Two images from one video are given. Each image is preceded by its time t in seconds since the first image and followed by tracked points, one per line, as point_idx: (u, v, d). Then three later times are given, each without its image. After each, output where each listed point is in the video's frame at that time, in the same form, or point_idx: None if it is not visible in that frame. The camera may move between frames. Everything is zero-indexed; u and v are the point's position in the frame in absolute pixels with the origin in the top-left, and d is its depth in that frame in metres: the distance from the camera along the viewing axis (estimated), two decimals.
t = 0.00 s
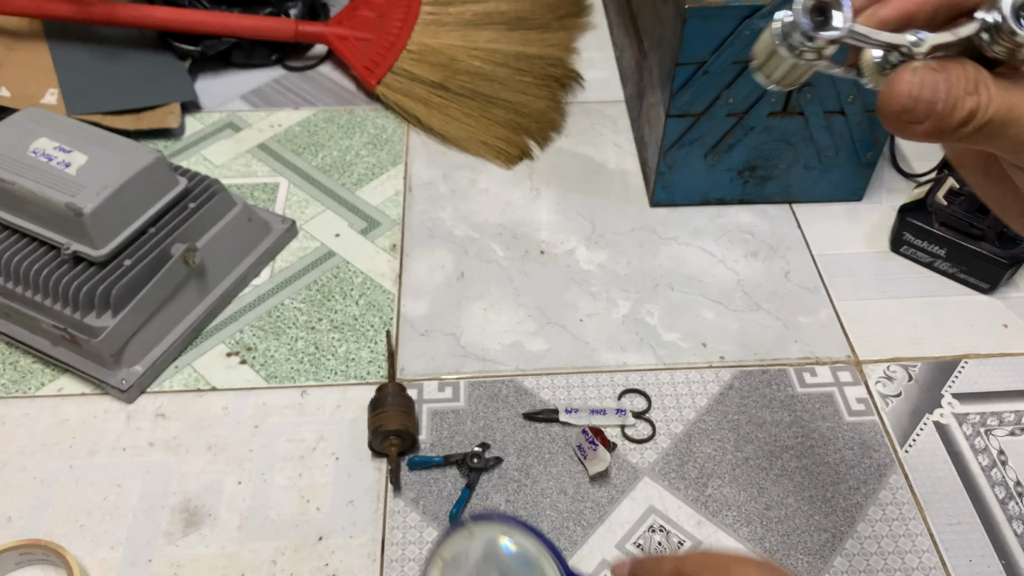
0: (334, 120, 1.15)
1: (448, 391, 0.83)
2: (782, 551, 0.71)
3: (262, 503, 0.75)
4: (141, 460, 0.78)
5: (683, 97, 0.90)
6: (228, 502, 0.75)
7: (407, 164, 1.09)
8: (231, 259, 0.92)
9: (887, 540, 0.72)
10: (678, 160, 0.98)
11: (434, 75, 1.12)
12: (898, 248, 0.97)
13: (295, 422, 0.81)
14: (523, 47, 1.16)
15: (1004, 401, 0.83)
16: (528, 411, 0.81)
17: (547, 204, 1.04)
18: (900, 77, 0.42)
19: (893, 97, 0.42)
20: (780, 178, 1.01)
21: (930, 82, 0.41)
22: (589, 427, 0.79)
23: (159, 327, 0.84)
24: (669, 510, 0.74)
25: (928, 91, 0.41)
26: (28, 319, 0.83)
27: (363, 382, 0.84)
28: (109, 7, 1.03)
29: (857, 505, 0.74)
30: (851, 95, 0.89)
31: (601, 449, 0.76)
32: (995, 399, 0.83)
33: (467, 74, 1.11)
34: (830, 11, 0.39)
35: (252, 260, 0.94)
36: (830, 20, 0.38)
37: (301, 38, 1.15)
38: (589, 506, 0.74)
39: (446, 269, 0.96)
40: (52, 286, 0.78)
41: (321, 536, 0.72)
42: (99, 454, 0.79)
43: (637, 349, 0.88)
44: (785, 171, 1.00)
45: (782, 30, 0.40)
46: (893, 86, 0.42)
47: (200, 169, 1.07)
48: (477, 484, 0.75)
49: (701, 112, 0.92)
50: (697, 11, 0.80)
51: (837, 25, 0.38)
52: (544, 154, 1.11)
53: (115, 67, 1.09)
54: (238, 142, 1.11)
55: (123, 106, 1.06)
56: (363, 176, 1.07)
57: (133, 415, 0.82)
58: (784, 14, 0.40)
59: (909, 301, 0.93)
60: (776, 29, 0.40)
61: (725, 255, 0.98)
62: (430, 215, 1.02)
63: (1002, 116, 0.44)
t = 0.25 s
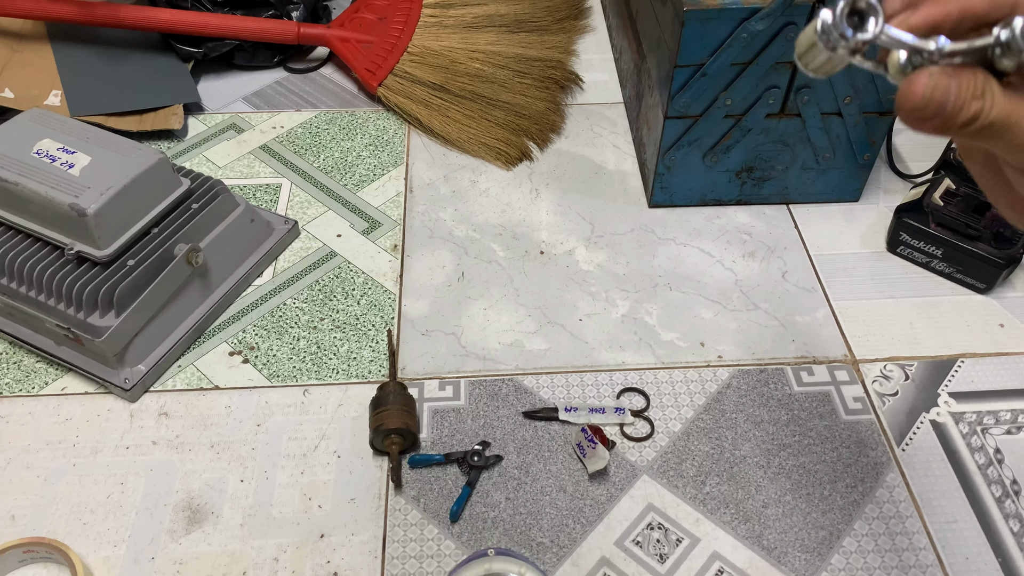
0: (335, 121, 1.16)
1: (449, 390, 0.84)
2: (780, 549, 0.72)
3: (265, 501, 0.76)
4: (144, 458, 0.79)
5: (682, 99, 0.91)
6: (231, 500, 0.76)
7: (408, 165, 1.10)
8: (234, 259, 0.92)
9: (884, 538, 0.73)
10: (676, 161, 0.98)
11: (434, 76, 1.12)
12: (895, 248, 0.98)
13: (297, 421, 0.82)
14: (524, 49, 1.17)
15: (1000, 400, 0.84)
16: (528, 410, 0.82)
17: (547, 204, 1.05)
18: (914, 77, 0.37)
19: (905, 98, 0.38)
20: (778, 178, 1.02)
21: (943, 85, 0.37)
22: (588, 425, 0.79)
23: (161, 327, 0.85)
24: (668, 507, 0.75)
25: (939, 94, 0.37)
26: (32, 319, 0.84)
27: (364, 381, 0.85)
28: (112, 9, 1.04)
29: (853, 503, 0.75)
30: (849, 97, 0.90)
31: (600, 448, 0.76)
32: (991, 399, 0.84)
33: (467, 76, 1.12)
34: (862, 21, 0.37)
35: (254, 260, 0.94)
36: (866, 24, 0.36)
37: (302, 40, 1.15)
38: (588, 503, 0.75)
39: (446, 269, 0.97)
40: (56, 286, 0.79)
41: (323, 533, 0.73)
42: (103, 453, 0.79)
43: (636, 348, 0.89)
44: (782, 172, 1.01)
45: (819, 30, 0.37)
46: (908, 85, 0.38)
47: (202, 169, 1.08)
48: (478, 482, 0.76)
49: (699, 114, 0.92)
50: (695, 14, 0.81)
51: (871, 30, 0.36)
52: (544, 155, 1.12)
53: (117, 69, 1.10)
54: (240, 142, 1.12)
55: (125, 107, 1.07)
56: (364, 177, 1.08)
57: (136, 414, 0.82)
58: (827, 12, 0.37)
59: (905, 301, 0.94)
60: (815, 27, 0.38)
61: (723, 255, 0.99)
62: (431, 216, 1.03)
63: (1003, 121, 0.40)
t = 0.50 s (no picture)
0: (335, 121, 1.16)
1: (448, 390, 0.84)
2: (780, 549, 0.72)
3: (264, 501, 0.76)
4: (144, 458, 0.79)
5: (682, 99, 0.90)
6: (231, 500, 0.76)
7: (408, 164, 1.10)
8: (234, 259, 0.92)
9: (885, 539, 0.73)
10: (676, 161, 0.98)
11: (434, 76, 1.12)
12: (895, 248, 0.98)
13: (296, 421, 0.82)
14: (524, 49, 1.17)
15: (1000, 400, 0.84)
16: (528, 410, 0.82)
17: (547, 204, 1.05)
18: (915, 114, 0.39)
19: (907, 133, 0.40)
20: (778, 178, 1.01)
21: (943, 122, 0.39)
22: (588, 426, 0.79)
23: (161, 327, 0.85)
24: (669, 508, 0.75)
25: (940, 130, 0.39)
26: (31, 319, 0.84)
27: (364, 381, 0.85)
28: (112, 9, 1.03)
29: (854, 504, 0.75)
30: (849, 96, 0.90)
31: (600, 448, 0.76)
32: (992, 399, 0.84)
33: (467, 75, 1.12)
34: (865, 59, 0.38)
35: (254, 260, 0.94)
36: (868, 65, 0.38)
37: (302, 40, 1.15)
38: (588, 503, 0.75)
39: (446, 268, 0.97)
40: (56, 286, 0.78)
41: (323, 534, 0.73)
42: (103, 453, 0.79)
43: (636, 348, 0.89)
44: (783, 172, 1.01)
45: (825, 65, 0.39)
46: (910, 122, 0.40)
47: (203, 169, 1.08)
48: (478, 482, 0.76)
49: (699, 114, 0.92)
50: (695, 14, 0.81)
51: (874, 69, 0.38)
52: (544, 155, 1.12)
53: (117, 68, 1.10)
54: (240, 142, 1.12)
55: (125, 107, 1.07)
56: (364, 177, 1.07)
57: (136, 414, 0.82)
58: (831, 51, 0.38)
59: (905, 301, 0.94)
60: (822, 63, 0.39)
61: (723, 255, 0.99)
62: (431, 216, 1.03)
63: (1000, 155, 0.42)
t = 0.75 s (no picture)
0: (335, 121, 1.16)
1: (448, 390, 0.84)
2: (780, 549, 0.72)
3: (264, 501, 0.76)
4: (143, 458, 0.79)
5: (682, 99, 0.90)
6: (230, 500, 0.76)
7: (408, 164, 1.10)
8: (234, 259, 0.92)
9: (885, 539, 0.73)
10: (676, 161, 0.98)
11: (434, 76, 1.12)
12: (895, 248, 0.98)
13: (296, 421, 0.81)
14: (524, 49, 1.17)
15: (1000, 400, 0.84)
16: (528, 410, 0.82)
17: (547, 204, 1.05)
18: (886, 133, 0.39)
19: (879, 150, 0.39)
20: (777, 178, 1.01)
21: (914, 139, 0.38)
22: (588, 426, 0.79)
23: (160, 327, 0.85)
24: (668, 508, 0.75)
25: (910, 146, 0.38)
26: (32, 319, 0.84)
27: (364, 382, 0.85)
28: (112, 9, 1.03)
29: (854, 504, 0.75)
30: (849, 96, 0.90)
31: (600, 448, 0.76)
32: (992, 399, 0.84)
33: (467, 75, 1.12)
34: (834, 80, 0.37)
35: (254, 260, 0.94)
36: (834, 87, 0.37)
37: (302, 40, 1.15)
38: (588, 503, 0.75)
39: (446, 268, 0.96)
40: (56, 286, 0.78)
41: (323, 534, 0.73)
42: (103, 453, 0.79)
43: (636, 348, 0.89)
44: (782, 172, 1.01)
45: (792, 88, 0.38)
46: (881, 140, 0.39)
47: (202, 169, 1.08)
48: (478, 482, 0.76)
49: (699, 114, 0.92)
50: (695, 14, 0.80)
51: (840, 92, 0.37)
52: (544, 155, 1.12)
53: (117, 68, 1.09)
54: (240, 142, 1.12)
55: (126, 107, 1.07)
56: (364, 177, 1.07)
57: (136, 414, 0.82)
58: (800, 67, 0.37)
59: (905, 301, 0.94)
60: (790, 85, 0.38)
61: (723, 255, 0.99)
62: (431, 215, 1.03)
63: (975, 172, 0.40)
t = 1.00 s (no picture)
0: (335, 121, 1.16)
1: (448, 390, 0.84)
2: (780, 549, 0.72)
3: (265, 501, 0.76)
4: (144, 458, 0.79)
5: (682, 99, 0.90)
6: (231, 500, 0.76)
7: (407, 164, 1.10)
8: (234, 259, 0.92)
9: (885, 539, 0.73)
10: (676, 161, 0.98)
11: (434, 76, 1.12)
12: (895, 248, 0.98)
13: (296, 421, 0.81)
14: (523, 48, 1.17)
15: (1001, 401, 0.84)
16: (528, 410, 0.82)
17: (547, 204, 1.05)
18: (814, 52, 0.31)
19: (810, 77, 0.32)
20: (777, 178, 1.01)
21: (848, 58, 0.30)
22: (588, 426, 0.79)
23: (160, 327, 0.85)
24: (669, 508, 0.75)
25: (841, 68, 0.31)
26: (32, 319, 0.84)
27: (364, 381, 0.85)
28: (112, 9, 1.03)
29: (854, 504, 0.75)
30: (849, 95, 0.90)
31: (600, 448, 0.76)
32: (992, 399, 0.84)
33: (467, 75, 1.12)
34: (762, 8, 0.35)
35: (254, 260, 0.94)
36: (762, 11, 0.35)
37: (302, 40, 1.15)
38: (588, 503, 0.75)
39: (446, 268, 0.96)
40: (56, 286, 0.78)
41: (323, 534, 0.73)
42: (102, 453, 0.79)
43: (636, 348, 0.89)
44: (782, 172, 1.01)
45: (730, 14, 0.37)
46: (810, 62, 0.32)
47: (202, 169, 1.08)
48: (477, 482, 0.76)
49: (699, 114, 0.92)
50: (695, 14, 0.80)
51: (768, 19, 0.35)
52: (544, 155, 1.12)
53: (117, 68, 1.09)
54: (240, 142, 1.12)
55: (126, 107, 1.07)
56: (364, 177, 1.07)
57: (136, 414, 0.82)
58: None
59: (905, 301, 0.94)
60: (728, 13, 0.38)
61: (723, 255, 0.99)
62: (431, 215, 1.03)
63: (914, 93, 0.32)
